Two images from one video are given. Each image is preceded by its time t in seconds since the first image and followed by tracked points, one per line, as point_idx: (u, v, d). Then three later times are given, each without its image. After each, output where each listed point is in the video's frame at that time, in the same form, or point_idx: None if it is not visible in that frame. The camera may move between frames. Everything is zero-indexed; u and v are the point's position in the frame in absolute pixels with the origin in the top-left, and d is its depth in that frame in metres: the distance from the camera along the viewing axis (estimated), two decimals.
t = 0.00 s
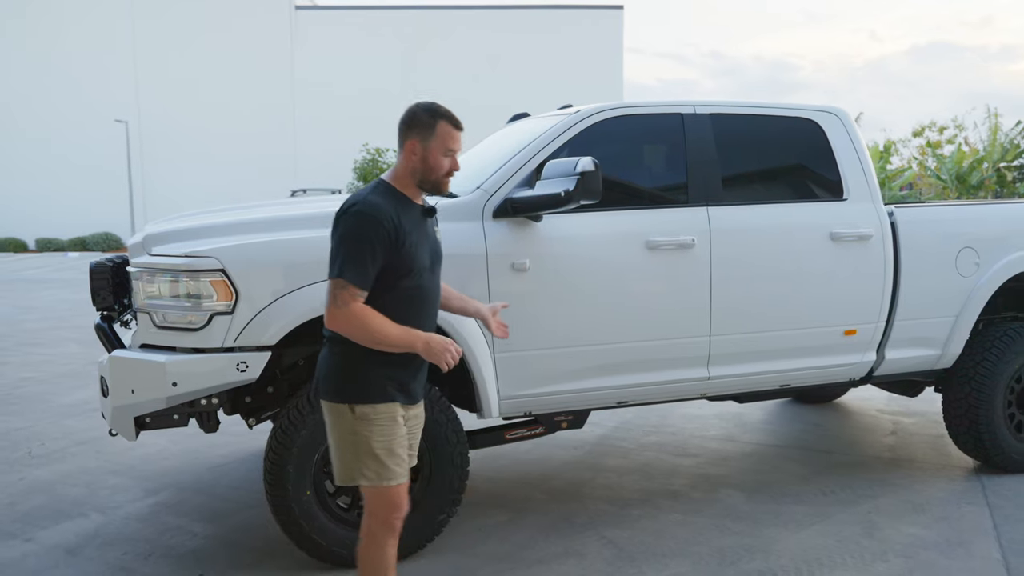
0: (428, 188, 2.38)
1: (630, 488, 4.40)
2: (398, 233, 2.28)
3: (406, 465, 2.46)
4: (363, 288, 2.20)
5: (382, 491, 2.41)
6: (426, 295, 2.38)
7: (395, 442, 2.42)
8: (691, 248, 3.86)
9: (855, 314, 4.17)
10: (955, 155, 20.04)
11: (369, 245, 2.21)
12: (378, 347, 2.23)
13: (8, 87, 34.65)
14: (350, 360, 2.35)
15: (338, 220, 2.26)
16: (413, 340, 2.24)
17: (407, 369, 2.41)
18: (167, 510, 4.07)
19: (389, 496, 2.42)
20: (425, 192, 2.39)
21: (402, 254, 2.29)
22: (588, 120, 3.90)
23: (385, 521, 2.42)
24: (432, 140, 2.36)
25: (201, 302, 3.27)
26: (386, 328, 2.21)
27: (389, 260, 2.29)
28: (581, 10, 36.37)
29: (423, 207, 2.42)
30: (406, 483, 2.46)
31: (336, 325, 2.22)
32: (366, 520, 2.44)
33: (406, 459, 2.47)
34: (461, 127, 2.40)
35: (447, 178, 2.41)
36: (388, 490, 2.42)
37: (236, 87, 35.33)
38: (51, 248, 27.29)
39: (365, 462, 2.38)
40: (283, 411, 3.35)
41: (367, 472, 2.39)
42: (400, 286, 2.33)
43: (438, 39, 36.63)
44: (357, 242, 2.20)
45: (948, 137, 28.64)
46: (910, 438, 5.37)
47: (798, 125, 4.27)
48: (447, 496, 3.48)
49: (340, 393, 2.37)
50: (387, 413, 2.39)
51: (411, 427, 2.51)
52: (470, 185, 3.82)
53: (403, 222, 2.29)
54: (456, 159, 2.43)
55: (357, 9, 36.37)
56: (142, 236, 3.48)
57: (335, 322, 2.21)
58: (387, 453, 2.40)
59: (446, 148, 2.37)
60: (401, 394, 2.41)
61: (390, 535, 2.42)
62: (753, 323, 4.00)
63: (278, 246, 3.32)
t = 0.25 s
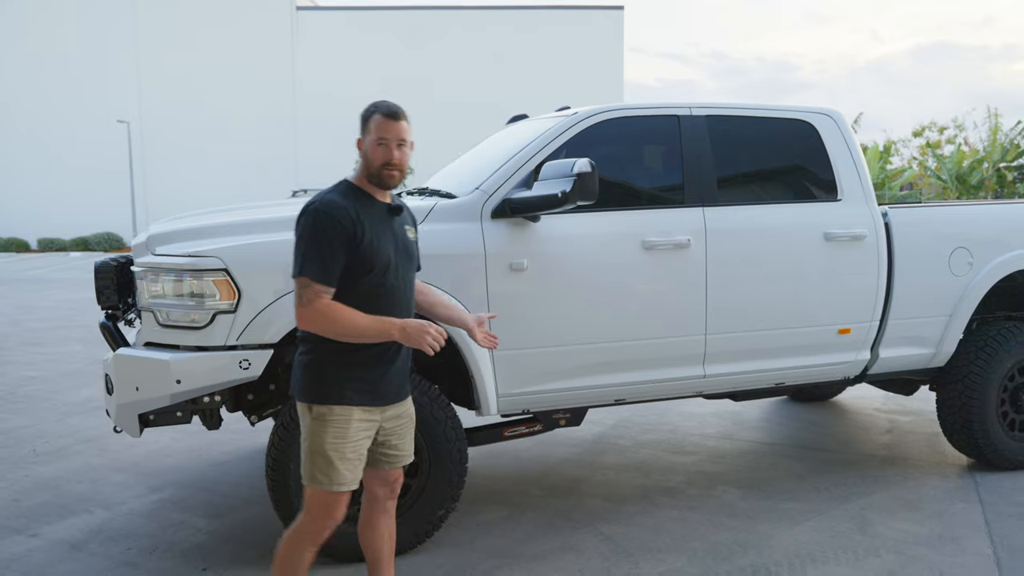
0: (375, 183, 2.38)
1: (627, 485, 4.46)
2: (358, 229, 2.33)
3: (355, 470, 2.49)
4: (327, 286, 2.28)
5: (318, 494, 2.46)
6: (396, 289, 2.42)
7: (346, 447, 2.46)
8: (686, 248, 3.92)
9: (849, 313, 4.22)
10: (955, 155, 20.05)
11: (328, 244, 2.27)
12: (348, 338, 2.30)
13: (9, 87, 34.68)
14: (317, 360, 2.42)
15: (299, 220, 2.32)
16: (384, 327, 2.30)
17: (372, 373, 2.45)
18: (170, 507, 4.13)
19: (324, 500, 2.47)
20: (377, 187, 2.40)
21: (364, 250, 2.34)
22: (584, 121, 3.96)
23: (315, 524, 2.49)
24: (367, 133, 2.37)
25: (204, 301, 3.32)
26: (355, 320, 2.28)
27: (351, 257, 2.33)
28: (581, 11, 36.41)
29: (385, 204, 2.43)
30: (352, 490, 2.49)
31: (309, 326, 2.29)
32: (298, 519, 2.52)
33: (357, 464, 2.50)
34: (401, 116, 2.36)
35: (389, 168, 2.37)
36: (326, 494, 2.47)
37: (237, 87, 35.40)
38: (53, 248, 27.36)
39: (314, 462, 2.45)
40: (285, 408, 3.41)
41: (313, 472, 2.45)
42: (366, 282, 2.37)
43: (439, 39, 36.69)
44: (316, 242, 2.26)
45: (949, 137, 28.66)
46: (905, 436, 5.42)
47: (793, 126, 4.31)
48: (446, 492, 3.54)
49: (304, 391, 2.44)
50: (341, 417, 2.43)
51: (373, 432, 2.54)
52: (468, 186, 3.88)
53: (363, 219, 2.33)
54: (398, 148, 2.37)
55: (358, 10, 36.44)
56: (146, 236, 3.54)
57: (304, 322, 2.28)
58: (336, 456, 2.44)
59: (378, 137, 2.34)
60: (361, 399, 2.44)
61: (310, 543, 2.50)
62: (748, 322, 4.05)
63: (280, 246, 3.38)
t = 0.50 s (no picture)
0: (324, 185, 2.40)
1: (623, 482, 4.52)
2: (304, 235, 2.33)
3: (314, 478, 2.49)
4: (270, 293, 2.27)
5: (274, 501, 2.46)
6: (346, 296, 2.41)
7: (302, 455, 2.45)
8: (681, 248, 3.98)
9: (842, 312, 4.28)
10: (955, 155, 20.09)
11: (271, 249, 2.27)
12: (293, 346, 2.27)
13: (10, 87, 34.73)
14: (269, 368, 2.43)
15: (246, 229, 2.33)
16: (331, 332, 2.26)
17: (327, 381, 2.44)
18: (173, 503, 4.19)
19: (281, 507, 2.47)
20: (328, 190, 2.41)
21: (310, 256, 2.34)
22: (580, 123, 4.02)
23: (273, 528, 2.48)
24: (311, 136, 2.40)
25: (207, 300, 3.39)
26: (299, 326, 2.25)
27: (297, 264, 2.33)
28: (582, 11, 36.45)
29: (335, 209, 2.43)
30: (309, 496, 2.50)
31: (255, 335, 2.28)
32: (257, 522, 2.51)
33: (316, 472, 2.50)
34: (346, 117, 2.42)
35: (337, 169, 2.39)
36: (283, 501, 2.46)
37: (238, 88, 35.48)
38: (55, 248, 27.46)
39: (269, 470, 2.45)
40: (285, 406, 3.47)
41: (268, 480, 2.46)
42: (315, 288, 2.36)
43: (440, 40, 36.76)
44: (259, 248, 2.27)
45: (949, 138, 28.70)
46: (899, 434, 5.48)
47: (787, 128, 4.37)
48: (444, 488, 3.60)
49: (260, 400, 2.44)
50: (296, 426, 2.43)
51: (336, 438, 2.52)
52: (466, 187, 3.94)
53: (309, 224, 2.34)
54: (345, 148, 2.41)
55: (359, 10, 36.50)
56: (149, 237, 3.60)
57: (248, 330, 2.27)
58: (292, 464, 2.44)
59: (324, 139, 2.39)
60: (316, 407, 2.44)
61: (269, 546, 2.49)
62: (742, 321, 4.11)
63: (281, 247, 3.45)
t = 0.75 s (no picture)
0: (296, 184, 2.44)
1: (621, 480, 4.56)
2: (262, 237, 2.35)
3: (275, 477, 2.51)
4: (223, 296, 2.28)
5: (244, 502, 2.46)
6: (302, 298, 2.43)
7: (268, 455, 2.47)
8: (678, 248, 4.02)
9: (838, 312, 4.32)
10: (956, 155, 20.08)
11: (227, 252, 2.28)
12: (245, 347, 2.30)
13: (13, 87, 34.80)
14: (229, 369, 2.42)
15: (204, 230, 2.35)
16: (284, 335, 2.31)
17: (290, 382, 2.46)
18: (176, 499, 4.24)
19: (252, 506, 2.47)
20: (297, 188, 2.45)
21: (267, 259, 2.36)
22: (579, 124, 4.07)
23: (245, 528, 2.48)
24: (284, 134, 2.43)
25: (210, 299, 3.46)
26: (251, 328, 2.28)
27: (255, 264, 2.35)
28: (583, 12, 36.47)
29: (294, 209, 2.47)
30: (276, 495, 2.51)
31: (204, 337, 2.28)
32: (229, 521, 2.50)
33: (276, 471, 2.51)
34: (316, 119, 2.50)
35: (310, 168, 2.44)
36: (251, 502, 2.47)
37: (241, 88, 35.55)
38: (59, 248, 27.55)
39: (235, 471, 2.45)
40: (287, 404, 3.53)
41: (235, 481, 2.45)
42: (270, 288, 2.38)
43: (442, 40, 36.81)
44: (215, 250, 2.28)
45: (950, 137, 28.70)
46: (896, 433, 5.53)
47: (783, 129, 4.41)
48: (443, 485, 3.66)
49: (220, 402, 2.43)
50: (262, 426, 2.44)
51: (295, 436, 2.55)
52: (465, 188, 3.99)
53: (266, 227, 2.35)
54: (316, 148, 2.47)
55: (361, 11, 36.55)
56: (153, 236, 3.66)
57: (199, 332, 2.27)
58: (259, 464, 2.45)
59: (299, 137, 2.43)
60: (280, 407, 2.45)
61: (248, 544, 2.50)
62: (738, 320, 4.16)
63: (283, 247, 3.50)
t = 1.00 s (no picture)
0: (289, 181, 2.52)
1: (621, 477, 4.59)
2: (250, 231, 2.39)
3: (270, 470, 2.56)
4: (222, 291, 2.32)
5: (243, 496, 2.50)
6: (290, 287, 2.51)
7: (262, 450, 2.51)
8: (677, 246, 4.05)
9: (838, 309, 4.33)
10: (964, 155, 19.98)
11: (222, 247, 2.31)
12: (247, 335, 2.38)
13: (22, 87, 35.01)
14: (221, 367, 2.45)
15: (188, 226, 2.35)
16: (281, 319, 2.42)
17: (281, 374, 2.52)
18: (180, 494, 4.30)
19: (250, 501, 2.51)
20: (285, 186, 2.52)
21: (256, 252, 2.41)
22: (580, 123, 4.10)
23: (241, 522, 2.53)
24: (287, 132, 2.48)
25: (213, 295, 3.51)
26: (253, 318, 2.37)
27: (246, 258, 2.40)
28: (590, 12, 36.44)
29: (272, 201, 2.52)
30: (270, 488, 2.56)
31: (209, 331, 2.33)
32: (225, 516, 2.54)
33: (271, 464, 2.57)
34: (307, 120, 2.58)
35: (303, 169, 2.54)
36: (247, 497, 2.51)
37: (248, 89, 35.68)
38: (68, 248, 27.74)
39: (232, 467, 2.49)
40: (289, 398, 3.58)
41: (232, 477, 2.49)
42: (262, 281, 2.44)
43: (448, 40, 36.84)
44: (209, 246, 2.30)
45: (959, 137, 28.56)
46: (898, 431, 5.54)
47: (783, 127, 4.43)
48: (444, 479, 3.69)
49: (210, 400, 2.46)
50: (256, 422, 2.48)
51: (284, 430, 2.60)
52: (466, 185, 4.02)
53: (255, 221, 2.40)
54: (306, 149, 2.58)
55: (368, 11, 36.62)
56: (157, 234, 3.71)
57: (204, 328, 2.32)
58: (254, 459, 2.49)
59: (301, 139, 2.52)
60: (274, 401, 2.50)
61: (245, 536, 2.54)
62: (737, 317, 4.18)
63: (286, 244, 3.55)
